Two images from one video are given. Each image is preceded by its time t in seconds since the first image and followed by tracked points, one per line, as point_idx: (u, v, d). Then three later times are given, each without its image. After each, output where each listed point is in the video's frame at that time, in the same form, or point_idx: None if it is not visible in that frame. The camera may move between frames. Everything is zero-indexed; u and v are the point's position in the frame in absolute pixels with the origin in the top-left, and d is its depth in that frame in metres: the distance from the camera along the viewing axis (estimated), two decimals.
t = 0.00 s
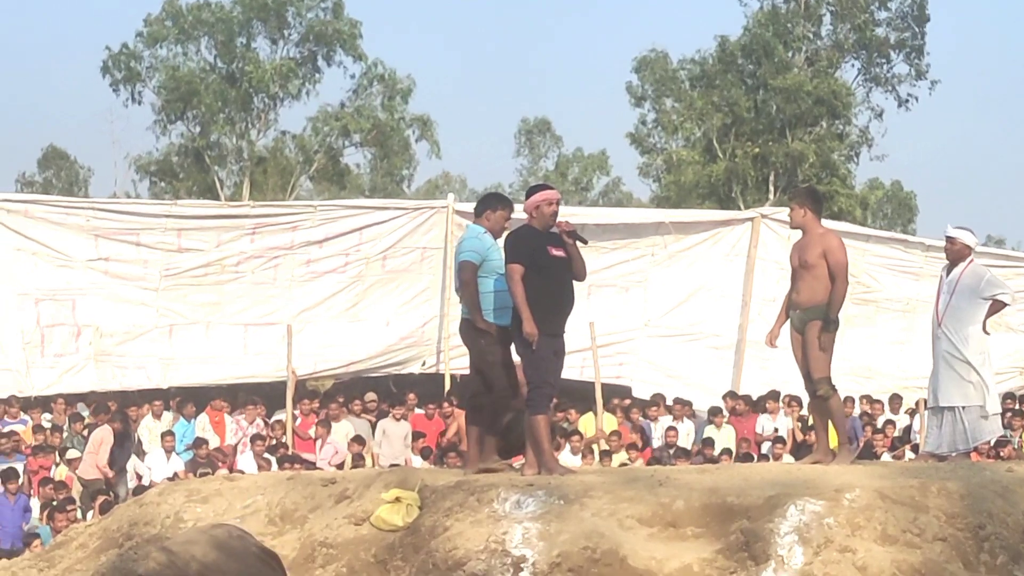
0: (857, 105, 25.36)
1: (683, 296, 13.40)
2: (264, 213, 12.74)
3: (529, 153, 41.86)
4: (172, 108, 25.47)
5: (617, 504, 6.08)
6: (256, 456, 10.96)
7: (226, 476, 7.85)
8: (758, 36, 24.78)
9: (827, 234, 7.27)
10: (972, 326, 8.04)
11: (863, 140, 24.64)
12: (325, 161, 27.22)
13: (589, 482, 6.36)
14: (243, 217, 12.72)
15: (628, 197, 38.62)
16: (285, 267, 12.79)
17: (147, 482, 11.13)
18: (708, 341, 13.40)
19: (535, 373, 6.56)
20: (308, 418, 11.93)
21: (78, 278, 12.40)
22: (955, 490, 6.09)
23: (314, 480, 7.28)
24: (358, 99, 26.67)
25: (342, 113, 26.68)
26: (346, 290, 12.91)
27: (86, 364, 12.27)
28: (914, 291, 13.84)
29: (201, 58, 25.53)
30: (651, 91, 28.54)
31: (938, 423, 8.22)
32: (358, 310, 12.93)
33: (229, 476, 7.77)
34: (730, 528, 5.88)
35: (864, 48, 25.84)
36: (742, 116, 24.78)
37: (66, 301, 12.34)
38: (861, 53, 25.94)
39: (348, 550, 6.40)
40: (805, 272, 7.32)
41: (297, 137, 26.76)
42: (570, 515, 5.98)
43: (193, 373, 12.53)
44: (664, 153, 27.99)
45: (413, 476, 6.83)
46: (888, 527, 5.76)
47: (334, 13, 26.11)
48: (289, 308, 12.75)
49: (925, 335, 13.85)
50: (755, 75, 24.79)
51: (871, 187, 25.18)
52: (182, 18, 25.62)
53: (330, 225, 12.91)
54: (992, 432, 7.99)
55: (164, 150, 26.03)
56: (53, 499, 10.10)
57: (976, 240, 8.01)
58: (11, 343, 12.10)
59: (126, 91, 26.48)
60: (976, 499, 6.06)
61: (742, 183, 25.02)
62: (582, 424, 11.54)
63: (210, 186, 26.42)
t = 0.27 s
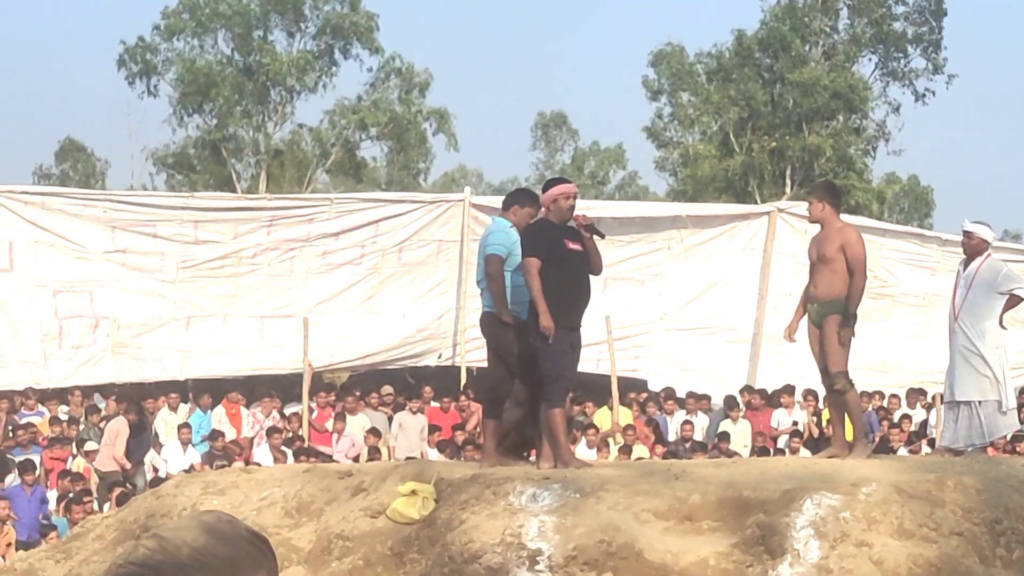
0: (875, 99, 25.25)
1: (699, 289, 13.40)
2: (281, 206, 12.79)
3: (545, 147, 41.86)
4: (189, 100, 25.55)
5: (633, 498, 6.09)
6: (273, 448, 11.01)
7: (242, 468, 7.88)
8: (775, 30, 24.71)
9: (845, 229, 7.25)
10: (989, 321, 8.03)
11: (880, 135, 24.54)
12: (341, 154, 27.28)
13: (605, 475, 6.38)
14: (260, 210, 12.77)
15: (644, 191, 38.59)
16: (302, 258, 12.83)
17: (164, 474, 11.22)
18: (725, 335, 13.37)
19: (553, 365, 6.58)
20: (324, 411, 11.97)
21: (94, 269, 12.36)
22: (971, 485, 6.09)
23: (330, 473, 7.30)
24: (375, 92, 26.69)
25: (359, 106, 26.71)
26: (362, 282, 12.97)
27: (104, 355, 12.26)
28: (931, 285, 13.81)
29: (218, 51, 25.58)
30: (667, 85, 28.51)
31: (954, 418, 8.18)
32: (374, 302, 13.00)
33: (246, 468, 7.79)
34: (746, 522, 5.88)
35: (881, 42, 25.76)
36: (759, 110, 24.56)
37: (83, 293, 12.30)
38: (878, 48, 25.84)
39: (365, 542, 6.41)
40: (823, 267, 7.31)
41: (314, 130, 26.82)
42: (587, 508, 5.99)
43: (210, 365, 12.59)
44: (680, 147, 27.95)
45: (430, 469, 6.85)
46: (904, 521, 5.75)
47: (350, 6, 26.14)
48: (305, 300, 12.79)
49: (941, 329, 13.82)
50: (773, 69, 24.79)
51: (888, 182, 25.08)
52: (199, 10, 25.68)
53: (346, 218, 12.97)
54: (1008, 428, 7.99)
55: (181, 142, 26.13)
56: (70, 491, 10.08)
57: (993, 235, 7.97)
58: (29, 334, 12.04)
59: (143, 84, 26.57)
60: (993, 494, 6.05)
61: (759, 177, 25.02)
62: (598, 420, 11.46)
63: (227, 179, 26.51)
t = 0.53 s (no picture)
0: (891, 91, 25.15)
1: (715, 281, 13.40)
2: (298, 198, 12.84)
3: (562, 139, 41.85)
4: (206, 92, 25.63)
5: (649, 490, 6.10)
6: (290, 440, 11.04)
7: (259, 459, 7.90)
8: (791, 22, 24.65)
9: (864, 220, 7.24)
10: (1006, 313, 8.01)
11: (897, 127, 24.45)
12: (358, 146, 27.32)
13: (621, 467, 6.40)
14: (277, 202, 12.82)
15: (661, 183, 38.54)
16: (318, 251, 12.88)
17: (182, 465, 11.30)
18: (741, 327, 13.39)
19: (570, 357, 6.60)
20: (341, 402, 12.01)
21: (111, 261, 12.41)
22: (988, 477, 6.10)
23: (347, 465, 7.33)
24: (392, 84, 26.71)
25: (376, 98, 26.75)
26: (379, 273, 13.00)
27: (121, 347, 12.33)
28: (947, 278, 13.78)
29: (234, 43, 25.63)
30: (683, 77, 28.46)
31: (970, 410, 8.19)
32: (390, 294, 13.02)
33: (263, 460, 7.82)
34: (763, 514, 5.89)
35: (898, 34, 25.64)
36: (775, 102, 24.63)
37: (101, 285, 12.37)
38: (895, 40, 25.73)
39: (381, 534, 6.42)
40: (841, 258, 7.31)
41: (330, 123, 26.86)
42: (603, 500, 6.01)
43: (226, 357, 12.63)
44: (697, 139, 27.91)
45: (446, 461, 6.88)
46: (921, 513, 5.76)
47: None
48: (322, 292, 12.84)
49: (957, 322, 13.81)
50: (789, 61, 24.70)
51: (904, 174, 24.99)
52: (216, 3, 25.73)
53: (363, 210, 13.00)
54: None
55: (198, 135, 26.21)
56: (87, 484, 10.13)
57: (1010, 227, 7.94)
58: (46, 326, 12.12)
59: (160, 76, 26.65)
60: (1009, 486, 6.06)
61: (776, 169, 25.01)
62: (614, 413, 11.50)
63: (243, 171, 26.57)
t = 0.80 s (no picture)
0: (907, 86, 25.04)
1: (731, 276, 13.39)
2: (314, 193, 12.87)
3: (577, 134, 41.84)
4: (222, 86, 25.68)
5: (665, 484, 6.11)
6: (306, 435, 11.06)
7: (275, 454, 7.92)
8: (807, 16, 24.55)
9: (881, 214, 7.23)
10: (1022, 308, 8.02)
11: (913, 121, 24.35)
12: (374, 140, 27.36)
13: (637, 462, 6.41)
14: (293, 197, 12.85)
15: (676, 178, 38.50)
16: (334, 245, 12.91)
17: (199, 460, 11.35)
18: (757, 321, 13.37)
19: (586, 351, 6.61)
20: (357, 397, 12.05)
21: (127, 256, 12.48)
22: (1004, 472, 6.09)
23: (362, 460, 7.34)
24: (408, 79, 26.73)
25: (391, 93, 26.78)
26: (394, 268, 13.03)
27: (137, 341, 12.38)
28: (964, 273, 13.73)
29: (250, 37, 25.69)
30: (699, 71, 28.44)
31: (986, 405, 8.17)
32: (406, 289, 13.05)
33: (279, 454, 7.84)
34: (779, 509, 5.89)
35: (914, 28, 25.55)
36: (791, 97, 24.61)
37: (116, 280, 12.44)
38: (911, 34, 25.63)
39: (397, 529, 6.45)
40: (859, 252, 7.31)
41: (346, 117, 26.89)
42: (619, 495, 6.02)
43: (242, 351, 12.68)
44: (712, 133, 27.86)
45: (462, 456, 6.89)
46: (937, 509, 5.76)
47: None
48: (338, 286, 12.88)
49: (974, 317, 13.76)
50: (805, 56, 24.64)
51: (920, 169, 24.90)
52: None
53: (379, 205, 13.02)
54: None
55: (214, 129, 26.28)
56: (102, 478, 10.11)
57: None
58: (63, 320, 12.21)
59: (176, 71, 26.72)
60: None
61: (791, 163, 24.94)
62: (630, 407, 11.56)
63: (259, 166, 26.64)
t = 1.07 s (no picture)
0: (923, 82, 24.95)
1: (746, 272, 13.40)
2: (330, 189, 12.89)
3: (593, 130, 41.82)
4: (238, 82, 25.75)
5: (681, 481, 6.13)
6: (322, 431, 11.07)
7: (291, 450, 7.95)
8: (823, 12, 24.53)
9: (900, 210, 7.20)
10: None
11: (929, 117, 24.27)
12: (390, 137, 27.41)
13: (653, 459, 6.43)
14: (309, 193, 12.88)
15: (692, 174, 38.45)
16: (350, 242, 12.94)
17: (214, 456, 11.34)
18: (773, 317, 13.37)
19: (604, 349, 6.64)
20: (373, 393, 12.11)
21: (143, 252, 12.54)
22: (1021, 469, 6.10)
23: (378, 456, 7.37)
24: (424, 75, 26.76)
25: (407, 89, 26.81)
26: (410, 264, 13.06)
27: (153, 337, 12.45)
28: (980, 269, 13.70)
29: (266, 33, 25.75)
30: (714, 68, 28.42)
31: (1001, 403, 8.10)
32: (421, 285, 13.08)
33: (294, 451, 7.87)
34: (794, 505, 5.91)
35: (930, 24, 25.46)
36: (807, 92, 24.40)
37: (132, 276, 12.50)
38: (927, 30, 25.54)
39: (412, 525, 6.45)
40: (878, 249, 7.30)
41: (362, 113, 26.92)
42: (635, 491, 6.04)
43: (258, 346, 12.75)
44: (728, 130, 27.82)
45: (477, 452, 6.93)
46: (952, 505, 5.77)
47: None
48: (354, 282, 12.93)
49: (989, 313, 13.75)
50: (821, 52, 24.56)
51: (936, 166, 24.81)
52: None
53: (395, 201, 13.05)
54: None
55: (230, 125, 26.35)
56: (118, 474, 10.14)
57: None
58: (79, 316, 12.27)
59: (192, 67, 26.80)
60: None
61: (807, 160, 24.88)
62: (647, 402, 11.55)
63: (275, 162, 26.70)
